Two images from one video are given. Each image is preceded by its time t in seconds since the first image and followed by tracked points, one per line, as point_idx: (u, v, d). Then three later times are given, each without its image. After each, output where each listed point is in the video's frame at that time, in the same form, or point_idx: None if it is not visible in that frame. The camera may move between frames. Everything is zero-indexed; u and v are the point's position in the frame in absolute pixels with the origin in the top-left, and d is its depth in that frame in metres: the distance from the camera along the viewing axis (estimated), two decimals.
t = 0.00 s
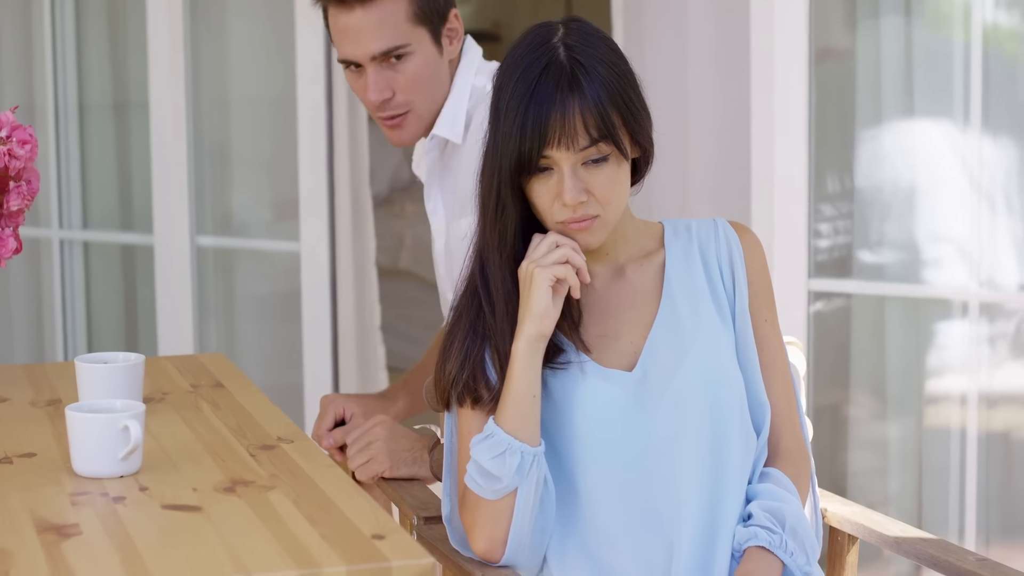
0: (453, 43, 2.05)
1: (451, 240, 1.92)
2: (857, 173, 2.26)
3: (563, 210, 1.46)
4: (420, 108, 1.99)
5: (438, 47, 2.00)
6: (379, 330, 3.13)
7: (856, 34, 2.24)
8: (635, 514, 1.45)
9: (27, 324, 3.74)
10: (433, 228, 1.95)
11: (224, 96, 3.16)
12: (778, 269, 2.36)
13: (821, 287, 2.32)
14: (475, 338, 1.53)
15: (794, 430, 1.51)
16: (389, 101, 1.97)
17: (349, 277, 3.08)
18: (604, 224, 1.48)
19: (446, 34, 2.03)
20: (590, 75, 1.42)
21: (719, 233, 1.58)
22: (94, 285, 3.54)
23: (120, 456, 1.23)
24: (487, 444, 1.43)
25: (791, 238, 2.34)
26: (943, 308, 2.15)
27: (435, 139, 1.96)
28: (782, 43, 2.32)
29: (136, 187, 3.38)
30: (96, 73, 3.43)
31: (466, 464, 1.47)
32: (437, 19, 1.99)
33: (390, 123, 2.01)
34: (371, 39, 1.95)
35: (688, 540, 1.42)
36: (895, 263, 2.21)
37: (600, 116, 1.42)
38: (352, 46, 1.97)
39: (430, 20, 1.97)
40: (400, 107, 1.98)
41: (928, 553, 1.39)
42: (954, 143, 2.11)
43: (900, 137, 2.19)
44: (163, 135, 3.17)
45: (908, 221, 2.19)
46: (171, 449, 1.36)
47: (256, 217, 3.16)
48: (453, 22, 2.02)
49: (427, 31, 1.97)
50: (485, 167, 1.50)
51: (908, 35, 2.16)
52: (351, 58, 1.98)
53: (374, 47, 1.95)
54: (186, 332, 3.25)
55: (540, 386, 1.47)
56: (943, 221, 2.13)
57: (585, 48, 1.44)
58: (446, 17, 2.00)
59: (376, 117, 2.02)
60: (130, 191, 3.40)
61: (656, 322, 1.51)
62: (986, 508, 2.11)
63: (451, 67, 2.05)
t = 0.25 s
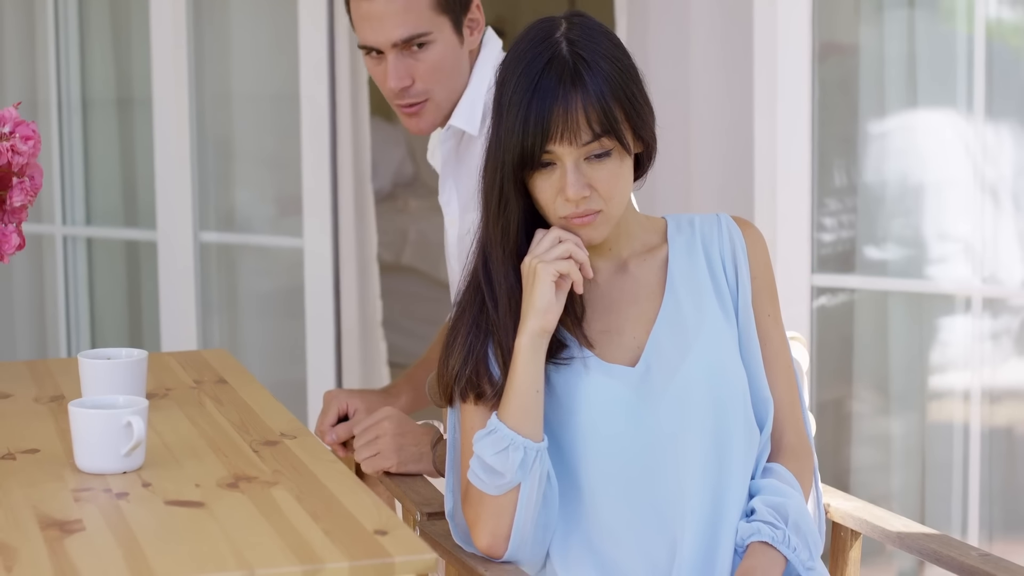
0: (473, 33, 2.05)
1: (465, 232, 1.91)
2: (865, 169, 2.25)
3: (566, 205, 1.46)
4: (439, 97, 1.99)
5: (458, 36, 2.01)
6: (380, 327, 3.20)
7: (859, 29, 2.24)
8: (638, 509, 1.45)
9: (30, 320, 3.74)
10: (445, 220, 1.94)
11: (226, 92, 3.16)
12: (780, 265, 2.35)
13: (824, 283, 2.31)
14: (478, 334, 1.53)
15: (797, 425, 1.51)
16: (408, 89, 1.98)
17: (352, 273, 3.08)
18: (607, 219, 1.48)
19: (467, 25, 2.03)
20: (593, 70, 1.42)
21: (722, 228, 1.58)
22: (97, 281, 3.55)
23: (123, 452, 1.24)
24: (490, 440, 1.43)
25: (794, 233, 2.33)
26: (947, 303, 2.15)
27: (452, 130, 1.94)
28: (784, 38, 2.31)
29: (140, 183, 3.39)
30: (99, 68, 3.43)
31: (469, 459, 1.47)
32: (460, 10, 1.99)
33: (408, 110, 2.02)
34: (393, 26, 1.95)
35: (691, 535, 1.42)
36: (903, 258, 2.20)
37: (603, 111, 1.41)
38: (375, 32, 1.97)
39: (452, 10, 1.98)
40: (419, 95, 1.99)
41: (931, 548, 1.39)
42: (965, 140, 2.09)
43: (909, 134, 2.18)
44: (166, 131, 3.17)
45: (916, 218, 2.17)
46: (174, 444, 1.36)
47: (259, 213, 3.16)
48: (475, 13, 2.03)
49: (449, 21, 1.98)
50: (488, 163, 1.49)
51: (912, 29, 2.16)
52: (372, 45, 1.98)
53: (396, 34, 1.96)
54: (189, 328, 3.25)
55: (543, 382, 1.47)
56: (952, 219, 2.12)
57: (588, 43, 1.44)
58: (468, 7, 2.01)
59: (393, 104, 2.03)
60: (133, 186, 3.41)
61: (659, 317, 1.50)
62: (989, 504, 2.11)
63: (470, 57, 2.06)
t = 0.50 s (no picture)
0: (489, 30, 2.08)
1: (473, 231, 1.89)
2: (869, 169, 2.24)
3: (566, 207, 1.46)
4: (453, 92, 2.03)
5: (475, 32, 2.04)
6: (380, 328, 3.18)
7: (859, 29, 2.24)
8: (638, 511, 1.45)
9: (31, 322, 3.74)
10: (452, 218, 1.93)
11: (226, 94, 3.16)
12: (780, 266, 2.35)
13: (824, 283, 2.31)
14: (478, 335, 1.53)
15: (797, 426, 1.51)
16: (423, 83, 2.01)
17: (353, 275, 3.08)
18: (607, 221, 1.48)
19: (484, 22, 2.06)
20: (593, 71, 1.42)
21: (722, 230, 1.58)
22: (98, 282, 3.55)
23: (123, 454, 1.24)
24: (491, 441, 1.43)
25: (793, 234, 2.33)
26: (947, 305, 2.15)
27: (463, 127, 1.92)
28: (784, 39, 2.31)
29: (141, 185, 3.39)
30: (99, 71, 3.43)
31: (470, 461, 1.47)
32: (477, 6, 2.02)
33: (422, 104, 2.05)
34: (410, 20, 1.99)
35: (691, 536, 1.42)
36: (904, 259, 2.20)
37: (603, 112, 1.42)
38: (392, 25, 2.01)
39: (469, 6, 2.01)
40: (434, 89, 2.02)
41: (931, 550, 1.39)
42: (969, 143, 2.09)
43: (912, 136, 2.17)
44: (166, 132, 3.17)
45: (918, 220, 2.17)
46: (174, 447, 1.36)
47: (260, 215, 3.16)
48: (492, 10, 2.06)
49: (466, 17, 2.01)
50: (488, 164, 1.49)
51: (911, 31, 2.16)
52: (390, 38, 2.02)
53: (414, 28, 1.99)
54: (189, 330, 3.25)
55: (543, 384, 1.47)
56: (953, 221, 2.12)
57: (588, 44, 1.44)
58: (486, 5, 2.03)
59: (408, 97, 2.06)
60: (134, 188, 3.41)
61: (659, 318, 1.50)
62: (990, 505, 2.11)
63: (485, 53, 2.09)
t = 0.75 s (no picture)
0: (503, 28, 2.13)
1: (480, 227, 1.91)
2: (872, 169, 2.24)
3: (567, 206, 1.46)
4: (466, 86, 2.07)
5: (490, 28, 2.08)
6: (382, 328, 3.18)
7: (862, 29, 2.23)
8: (640, 511, 1.45)
9: (34, 323, 3.74)
10: (461, 213, 1.96)
11: (228, 94, 3.16)
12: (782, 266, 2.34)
13: (826, 283, 2.31)
14: (479, 335, 1.53)
15: (798, 426, 1.51)
16: (438, 76, 2.05)
17: (355, 276, 3.08)
18: (608, 221, 1.47)
19: (499, 19, 2.11)
20: (594, 71, 1.42)
21: (723, 230, 1.58)
22: (100, 283, 3.55)
23: (126, 454, 1.24)
24: (493, 441, 1.43)
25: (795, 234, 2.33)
26: (949, 305, 2.14)
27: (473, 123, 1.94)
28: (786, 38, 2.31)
29: (144, 185, 3.39)
30: (102, 71, 3.43)
31: (471, 461, 1.47)
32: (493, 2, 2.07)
33: (434, 98, 2.08)
34: (428, 14, 2.03)
35: (693, 536, 1.42)
36: (907, 260, 2.20)
37: (604, 111, 1.42)
38: (410, 17, 2.04)
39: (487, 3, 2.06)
40: (448, 83, 2.06)
41: (934, 550, 1.39)
42: (972, 144, 2.08)
43: (916, 136, 2.16)
44: (168, 133, 3.17)
45: (921, 220, 2.17)
46: (176, 447, 1.36)
47: (262, 215, 3.17)
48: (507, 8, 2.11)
49: (483, 13, 2.06)
50: (490, 164, 1.49)
51: (913, 31, 2.16)
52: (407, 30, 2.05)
53: (431, 22, 2.03)
54: (192, 331, 3.25)
55: (545, 384, 1.47)
56: (955, 222, 2.12)
57: (589, 44, 1.44)
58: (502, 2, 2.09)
59: (420, 90, 2.10)
60: (137, 188, 3.41)
61: (661, 318, 1.50)
62: (993, 505, 2.11)
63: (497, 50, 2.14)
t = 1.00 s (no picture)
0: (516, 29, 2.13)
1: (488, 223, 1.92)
2: (874, 169, 2.23)
3: (568, 207, 1.46)
4: (478, 83, 2.07)
5: (504, 27, 2.09)
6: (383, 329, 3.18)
7: (863, 30, 2.23)
8: (640, 512, 1.45)
9: (35, 323, 3.74)
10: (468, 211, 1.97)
11: (230, 95, 3.16)
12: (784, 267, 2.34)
13: (828, 285, 2.31)
14: (481, 336, 1.53)
15: (799, 427, 1.51)
16: (450, 72, 2.06)
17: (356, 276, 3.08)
18: (609, 221, 1.47)
19: (513, 19, 2.12)
20: (596, 72, 1.42)
21: (725, 231, 1.57)
22: (102, 283, 3.55)
23: (126, 455, 1.24)
24: (494, 442, 1.43)
25: (796, 235, 2.32)
26: (951, 306, 2.14)
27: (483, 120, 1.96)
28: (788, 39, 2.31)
29: (146, 185, 3.39)
30: (104, 71, 3.43)
31: (472, 461, 1.48)
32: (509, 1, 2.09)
33: (444, 94, 2.09)
34: (442, 10, 2.04)
35: (693, 538, 1.42)
36: (909, 260, 2.19)
37: (606, 112, 1.42)
38: (424, 13, 2.05)
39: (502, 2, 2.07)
40: (460, 79, 2.06)
41: (934, 551, 1.39)
42: (975, 146, 2.08)
43: (918, 137, 2.16)
44: (171, 133, 3.17)
45: (924, 221, 2.16)
46: (177, 447, 1.36)
47: (264, 215, 3.17)
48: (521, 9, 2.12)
49: (498, 12, 2.07)
50: (491, 165, 1.49)
51: (915, 32, 2.16)
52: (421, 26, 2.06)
53: (446, 18, 2.04)
54: (194, 331, 3.25)
55: (546, 385, 1.47)
56: (957, 222, 2.12)
57: (591, 45, 1.44)
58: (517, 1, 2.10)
59: (430, 87, 2.10)
60: (139, 189, 3.41)
61: (662, 319, 1.50)
62: (994, 506, 2.11)
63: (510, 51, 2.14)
